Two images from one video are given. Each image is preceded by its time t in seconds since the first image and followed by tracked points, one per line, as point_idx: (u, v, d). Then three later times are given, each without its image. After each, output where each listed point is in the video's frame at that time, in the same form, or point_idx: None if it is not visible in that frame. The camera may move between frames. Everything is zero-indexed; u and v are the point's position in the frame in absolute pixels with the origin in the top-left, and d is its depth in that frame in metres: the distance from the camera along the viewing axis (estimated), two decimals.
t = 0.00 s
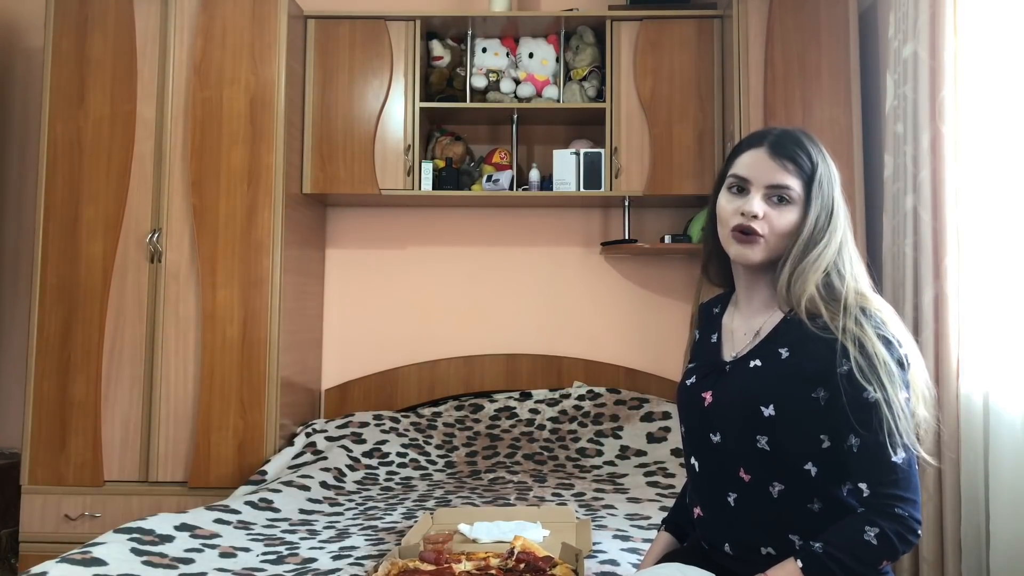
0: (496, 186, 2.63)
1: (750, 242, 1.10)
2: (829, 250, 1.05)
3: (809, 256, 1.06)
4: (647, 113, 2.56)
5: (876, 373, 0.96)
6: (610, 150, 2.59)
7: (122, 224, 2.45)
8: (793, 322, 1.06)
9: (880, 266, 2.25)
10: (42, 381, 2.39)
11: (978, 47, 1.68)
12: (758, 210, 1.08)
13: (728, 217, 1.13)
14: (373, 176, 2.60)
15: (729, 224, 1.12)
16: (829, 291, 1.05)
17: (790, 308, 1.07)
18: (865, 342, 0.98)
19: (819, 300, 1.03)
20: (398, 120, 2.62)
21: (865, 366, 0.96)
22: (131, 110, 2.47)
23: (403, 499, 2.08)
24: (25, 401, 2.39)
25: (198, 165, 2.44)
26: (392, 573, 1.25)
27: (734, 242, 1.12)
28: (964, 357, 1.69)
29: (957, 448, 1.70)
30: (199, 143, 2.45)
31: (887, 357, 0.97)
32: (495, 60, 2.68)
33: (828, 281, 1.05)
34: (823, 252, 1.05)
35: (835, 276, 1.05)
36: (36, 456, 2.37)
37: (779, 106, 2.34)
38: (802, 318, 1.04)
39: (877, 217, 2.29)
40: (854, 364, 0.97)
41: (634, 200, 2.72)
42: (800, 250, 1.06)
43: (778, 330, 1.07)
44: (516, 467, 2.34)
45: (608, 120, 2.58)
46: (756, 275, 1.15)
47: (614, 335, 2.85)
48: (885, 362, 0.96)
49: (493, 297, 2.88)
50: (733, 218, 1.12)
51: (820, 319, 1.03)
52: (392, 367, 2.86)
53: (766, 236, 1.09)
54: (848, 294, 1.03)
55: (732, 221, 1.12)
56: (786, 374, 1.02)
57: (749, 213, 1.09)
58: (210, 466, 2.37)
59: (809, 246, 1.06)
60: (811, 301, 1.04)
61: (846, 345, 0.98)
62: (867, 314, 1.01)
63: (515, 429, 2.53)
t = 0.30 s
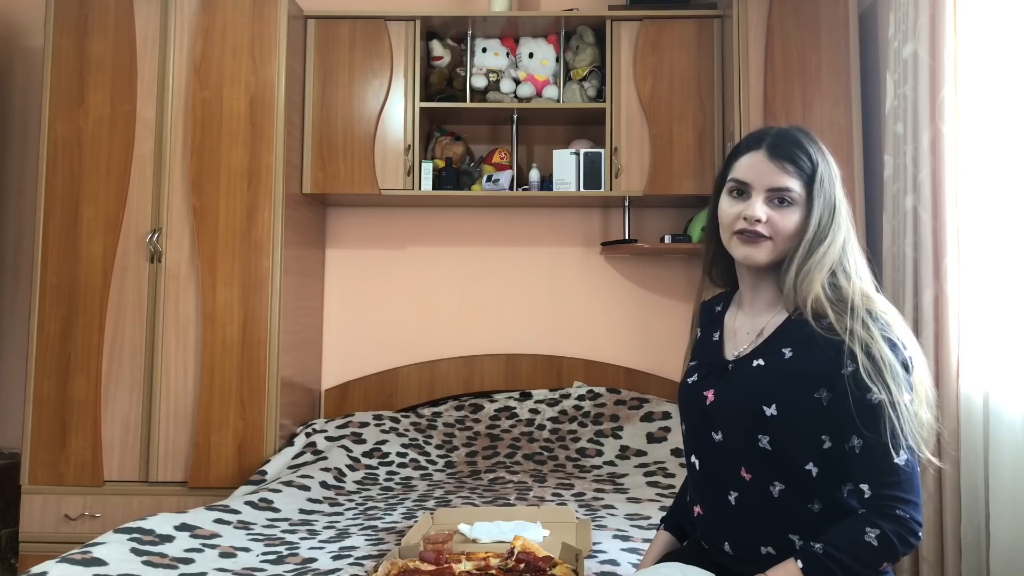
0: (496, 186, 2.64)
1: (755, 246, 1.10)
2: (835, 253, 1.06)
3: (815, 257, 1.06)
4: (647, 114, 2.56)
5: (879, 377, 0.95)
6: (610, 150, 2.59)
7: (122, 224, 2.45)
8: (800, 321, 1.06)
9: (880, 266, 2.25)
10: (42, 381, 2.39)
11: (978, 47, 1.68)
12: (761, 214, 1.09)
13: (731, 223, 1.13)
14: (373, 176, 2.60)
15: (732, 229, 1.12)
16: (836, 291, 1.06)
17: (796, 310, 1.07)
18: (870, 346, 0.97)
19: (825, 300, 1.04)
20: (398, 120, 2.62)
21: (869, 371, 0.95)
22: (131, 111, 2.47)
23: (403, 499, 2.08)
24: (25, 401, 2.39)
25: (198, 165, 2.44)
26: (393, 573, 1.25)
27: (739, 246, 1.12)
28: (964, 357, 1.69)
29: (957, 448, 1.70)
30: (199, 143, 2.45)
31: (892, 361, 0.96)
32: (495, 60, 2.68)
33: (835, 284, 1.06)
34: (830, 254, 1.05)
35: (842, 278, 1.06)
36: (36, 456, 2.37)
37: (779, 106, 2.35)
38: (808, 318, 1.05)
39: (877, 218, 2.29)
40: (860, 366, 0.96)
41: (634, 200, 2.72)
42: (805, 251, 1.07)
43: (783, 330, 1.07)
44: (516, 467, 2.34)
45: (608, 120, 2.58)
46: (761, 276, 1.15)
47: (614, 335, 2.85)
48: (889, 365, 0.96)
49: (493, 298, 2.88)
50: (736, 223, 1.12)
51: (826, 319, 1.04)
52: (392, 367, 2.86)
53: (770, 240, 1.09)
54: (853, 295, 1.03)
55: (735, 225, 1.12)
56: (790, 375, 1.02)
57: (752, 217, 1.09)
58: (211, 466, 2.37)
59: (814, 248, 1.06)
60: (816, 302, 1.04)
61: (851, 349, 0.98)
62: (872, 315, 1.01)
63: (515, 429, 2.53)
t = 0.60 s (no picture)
0: (496, 186, 2.64)
1: (718, 245, 1.14)
2: (800, 224, 1.05)
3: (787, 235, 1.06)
4: (648, 113, 2.56)
5: (895, 375, 0.96)
6: (610, 150, 2.58)
7: (122, 224, 2.45)
8: (817, 320, 1.05)
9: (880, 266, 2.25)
10: (42, 381, 2.39)
11: (978, 47, 1.68)
12: (708, 215, 1.14)
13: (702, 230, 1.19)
14: (373, 176, 2.60)
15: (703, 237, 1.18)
16: (824, 267, 1.05)
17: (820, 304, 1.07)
18: (877, 333, 0.98)
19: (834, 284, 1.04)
20: (398, 120, 2.62)
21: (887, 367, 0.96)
22: (131, 111, 2.47)
23: (403, 499, 2.08)
24: (25, 401, 2.39)
25: (198, 164, 2.44)
26: (392, 573, 1.25)
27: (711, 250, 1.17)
28: (964, 356, 1.69)
29: (957, 448, 1.70)
30: (199, 143, 2.45)
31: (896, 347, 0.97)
32: (495, 60, 2.68)
33: (832, 262, 1.05)
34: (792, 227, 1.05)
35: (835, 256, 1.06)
36: (36, 456, 2.37)
37: (779, 106, 2.35)
38: (827, 316, 1.05)
39: (877, 217, 2.29)
40: (876, 368, 0.97)
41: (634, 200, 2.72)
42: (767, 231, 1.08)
43: (796, 332, 1.06)
44: (516, 467, 2.34)
45: (609, 119, 2.58)
46: (762, 274, 1.15)
47: (614, 335, 2.85)
48: (899, 366, 0.97)
49: (493, 298, 2.88)
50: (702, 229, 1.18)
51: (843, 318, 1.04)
52: (392, 367, 2.86)
53: (728, 232, 1.12)
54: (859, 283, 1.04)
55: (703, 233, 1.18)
56: (802, 377, 1.02)
57: (704, 220, 1.15)
58: (211, 466, 2.37)
59: (773, 225, 1.07)
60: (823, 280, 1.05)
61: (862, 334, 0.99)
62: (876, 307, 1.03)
63: (516, 429, 2.53)
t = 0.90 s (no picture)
0: (496, 186, 2.64)
1: (718, 236, 1.15)
2: (804, 223, 1.06)
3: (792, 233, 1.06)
4: (647, 113, 2.56)
5: (887, 371, 0.96)
6: (610, 150, 2.58)
7: (122, 224, 2.45)
8: (816, 318, 1.06)
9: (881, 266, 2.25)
10: (42, 381, 2.39)
11: (978, 47, 1.68)
12: (712, 205, 1.15)
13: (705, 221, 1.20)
14: (373, 176, 2.60)
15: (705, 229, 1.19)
16: (820, 265, 1.05)
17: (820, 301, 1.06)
18: (868, 331, 0.99)
19: (826, 280, 1.04)
20: (398, 120, 2.62)
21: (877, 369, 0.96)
22: (131, 111, 2.47)
23: (403, 499, 2.08)
24: (25, 401, 2.39)
25: (198, 165, 2.44)
26: (393, 573, 1.25)
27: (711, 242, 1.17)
28: (964, 356, 1.69)
29: (957, 448, 1.70)
30: (199, 143, 2.45)
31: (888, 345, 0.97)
32: (495, 60, 2.68)
33: (824, 258, 1.05)
34: (795, 225, 1.06)
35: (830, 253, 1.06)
36: (36, 456, 2.37)
37: (778, 106, 2.35)
38: (823, 314, 1.05)
39: (877, 217, 2.29)
40: (870, 366, 0.97)
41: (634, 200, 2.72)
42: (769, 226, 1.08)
43: (796, 329, 1.07)
44: (516, 467, 2.34)
45: (608, 119, 2.58)
46: (762, 270, 1.15)
47: (614, 335, 2.85)
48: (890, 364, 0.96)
49: (493, 298, 2.88)
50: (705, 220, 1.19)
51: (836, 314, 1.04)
52: (392, 367, 2.86)
53: (729, 224, 1.13)
54: (849, 276, 1.05)
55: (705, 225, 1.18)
56: (801, 374, 1.02)
57: (707, 210, 1.16)
58: (210, 466, 2.37)
59: (776, 221, 1.08)
60: (816, 278, 1.05)
61: (852, 332, 0.99)
62: (866, 298, 1.03)
63: (515, 428, 2.53)
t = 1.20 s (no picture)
0: (496, 186, 2.64)
1: (742, 237, 1.12)
2: (826, 231, 1.05)
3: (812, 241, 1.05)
4: (647, 113, 2.56)
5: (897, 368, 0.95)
6: (610, 150, 2.58)
7: (122, 224, 2.45)
8: (823, 316, 1.05)
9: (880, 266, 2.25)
10: (42, 381, 2.39)
11: (978, 46, 1.68)
12: (738, 204, 1.12)
13: (722, 220, 1.16)
14: (373, 176, 2.60)
15: (724, 227, 1.16)
16: (841, 275, 1.04)
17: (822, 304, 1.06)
18: (882, 342, 0.98)
19: (841, 290, 1.03)
20: (398, 120, 2.62)
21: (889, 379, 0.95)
22: (131, 111, 2.47)
23: (403, 499, 2.08)
24: (25, 401, 2.39)
25: (198, 165, 2.44)
26: (393, 573, 1.25)
27: (731, 241, 1.14)
28: (964, 356, 1.69)
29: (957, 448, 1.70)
30: (198, 143, 2.45)
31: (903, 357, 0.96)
32: (495, 60, 2.68)
33: (841, 269, 1.05)
34: (820, 235, 1.04)
35: (847, 264, 1.05)
36: (36, 456, 2.37)
37: (779, 106, 2.35)
38: (833, 313, 1.04)
39: (877, 217, 2.29)
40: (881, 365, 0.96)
41: (634, 200, 2.72)
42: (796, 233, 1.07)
43: (802, 325, 1.07)
44: (516, 467, 2.34)
45: (608, 119, 2.58)
46: (773, 269, 1.14)
47: (614, 335, 2.85)
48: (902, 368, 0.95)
49: (493, 297, 2.88)
50: (724, 218, 1.15)
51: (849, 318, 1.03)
52: (392, 367, 2.86)
53: (756, 226, 1.10)
54: (866, 287, 1.03)
55: (724, 223, 1.15)
56: (809, 364, 1.02)
57: (732, 209, 1.12)
58: (211, 466, 2.37)
59: (804, 228, 1.06)
60: (837, 289, 1.04)
61: (865, 334, 0.99)
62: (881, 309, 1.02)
63: (515, 428, 2.53)
